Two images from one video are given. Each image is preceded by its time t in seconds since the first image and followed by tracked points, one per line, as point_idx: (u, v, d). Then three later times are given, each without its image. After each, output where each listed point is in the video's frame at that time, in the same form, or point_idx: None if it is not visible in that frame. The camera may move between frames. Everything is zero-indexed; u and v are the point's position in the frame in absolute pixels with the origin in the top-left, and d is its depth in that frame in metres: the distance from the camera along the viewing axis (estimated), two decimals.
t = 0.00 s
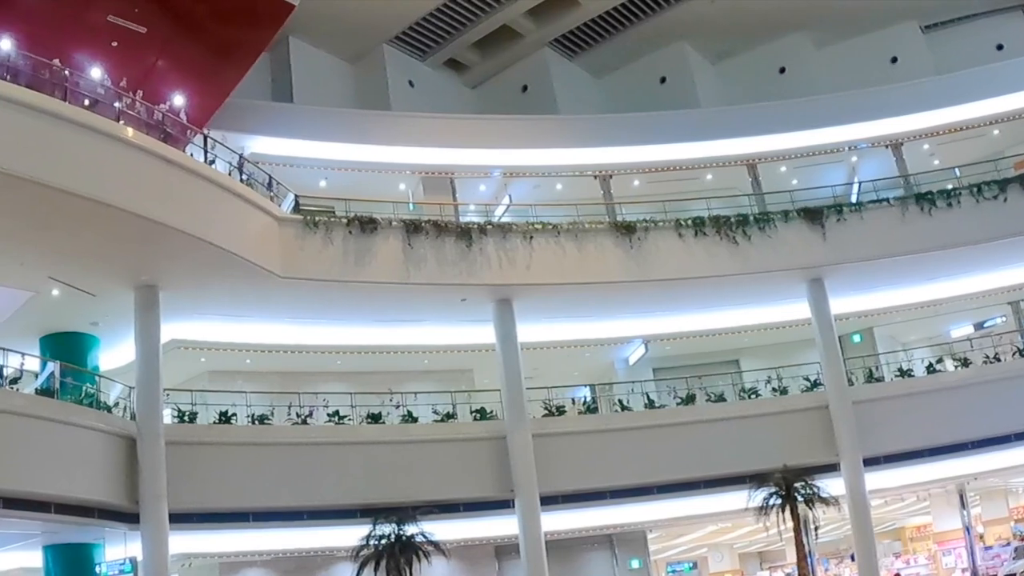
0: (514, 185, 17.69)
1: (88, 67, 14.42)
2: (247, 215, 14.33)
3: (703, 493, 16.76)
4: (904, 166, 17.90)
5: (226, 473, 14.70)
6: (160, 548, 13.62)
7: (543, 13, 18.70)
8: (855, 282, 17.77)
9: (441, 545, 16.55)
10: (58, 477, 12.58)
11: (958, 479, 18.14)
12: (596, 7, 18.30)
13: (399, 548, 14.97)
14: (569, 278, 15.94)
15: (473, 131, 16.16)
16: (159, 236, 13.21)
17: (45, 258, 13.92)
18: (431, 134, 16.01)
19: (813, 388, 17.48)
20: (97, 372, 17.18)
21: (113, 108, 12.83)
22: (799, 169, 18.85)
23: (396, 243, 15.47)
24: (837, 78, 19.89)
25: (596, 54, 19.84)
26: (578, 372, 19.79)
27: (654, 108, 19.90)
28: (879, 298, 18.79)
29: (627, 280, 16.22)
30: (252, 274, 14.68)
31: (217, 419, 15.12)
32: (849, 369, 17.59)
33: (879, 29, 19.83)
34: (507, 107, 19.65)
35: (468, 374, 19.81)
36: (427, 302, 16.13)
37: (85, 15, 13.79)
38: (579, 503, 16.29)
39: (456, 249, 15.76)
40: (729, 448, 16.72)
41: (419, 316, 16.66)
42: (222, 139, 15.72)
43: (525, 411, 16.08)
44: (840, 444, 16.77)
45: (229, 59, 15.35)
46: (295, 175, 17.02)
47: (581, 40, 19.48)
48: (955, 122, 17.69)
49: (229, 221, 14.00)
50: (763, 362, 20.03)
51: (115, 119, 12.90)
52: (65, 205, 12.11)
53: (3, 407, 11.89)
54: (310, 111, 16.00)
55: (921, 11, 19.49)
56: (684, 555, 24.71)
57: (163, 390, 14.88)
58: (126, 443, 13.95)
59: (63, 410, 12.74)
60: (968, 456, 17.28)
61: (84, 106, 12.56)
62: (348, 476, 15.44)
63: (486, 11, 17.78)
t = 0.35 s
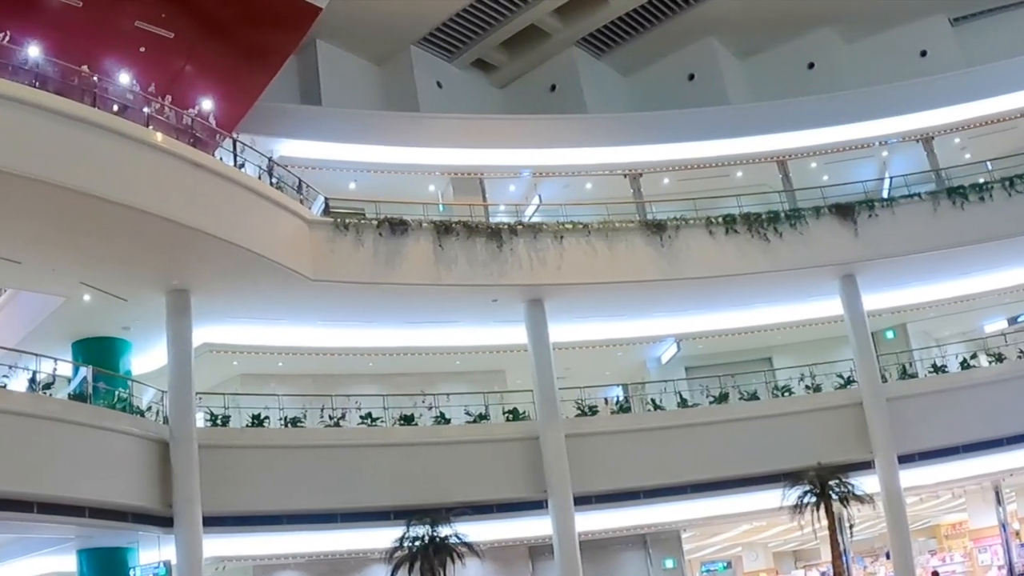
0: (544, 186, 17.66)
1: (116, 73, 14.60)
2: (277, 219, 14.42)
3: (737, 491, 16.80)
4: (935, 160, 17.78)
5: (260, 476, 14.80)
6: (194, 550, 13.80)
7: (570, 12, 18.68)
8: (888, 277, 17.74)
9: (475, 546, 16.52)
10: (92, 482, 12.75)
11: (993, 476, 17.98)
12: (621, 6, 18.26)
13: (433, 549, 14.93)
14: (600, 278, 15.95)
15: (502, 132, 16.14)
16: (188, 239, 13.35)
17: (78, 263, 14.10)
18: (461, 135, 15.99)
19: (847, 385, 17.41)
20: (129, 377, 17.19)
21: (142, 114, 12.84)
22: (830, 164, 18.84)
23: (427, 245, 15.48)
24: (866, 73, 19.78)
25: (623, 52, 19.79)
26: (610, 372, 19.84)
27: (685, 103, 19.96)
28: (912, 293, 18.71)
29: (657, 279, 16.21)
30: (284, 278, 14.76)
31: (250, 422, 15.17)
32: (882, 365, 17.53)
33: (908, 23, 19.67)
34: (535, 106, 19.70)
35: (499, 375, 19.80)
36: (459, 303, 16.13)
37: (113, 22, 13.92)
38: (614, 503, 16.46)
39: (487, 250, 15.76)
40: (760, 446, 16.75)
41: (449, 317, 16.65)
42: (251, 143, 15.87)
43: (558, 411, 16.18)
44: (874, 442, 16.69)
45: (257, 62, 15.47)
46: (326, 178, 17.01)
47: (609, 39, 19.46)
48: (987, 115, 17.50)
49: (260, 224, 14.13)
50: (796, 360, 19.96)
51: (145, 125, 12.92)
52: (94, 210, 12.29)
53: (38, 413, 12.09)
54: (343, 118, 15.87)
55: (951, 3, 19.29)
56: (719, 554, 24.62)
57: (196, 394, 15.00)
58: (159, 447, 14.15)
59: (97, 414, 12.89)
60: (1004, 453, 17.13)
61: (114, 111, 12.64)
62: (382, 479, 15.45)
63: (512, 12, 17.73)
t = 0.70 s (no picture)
0: (580, 183, 17.59)
1: (151, 77, 14.73)
2: (314, 220, 14.50)
3: (778, 489, 16.70)
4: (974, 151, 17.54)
5: (299, 477, 14.87)
6: (233, 551, 13.91)
7: (603, 8, 18.71)
8: (929, 271, 17.55)
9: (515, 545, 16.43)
10: (130, 484, 12.94)
11: None
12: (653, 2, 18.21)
13: (473, 549, 14.86)
14: (638, 275, 15.90)
15: (538, 130, 16.10)
16: (226, 241, 13.50)
17: (119, 269, 14.34)
18: (497, 133, 15.96)
19: (887, 380, 17.24)
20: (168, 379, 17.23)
21: (178, 116, 13.11)
22: (869, 158, 18.65)
23: (465, 244, 15.47)
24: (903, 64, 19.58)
25: (659, 47, 19.86)
26: (648, 369, 19.77)
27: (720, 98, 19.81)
28: (952, 286, 18.53)
29: (695, 276, 16.14)
30: (324, 280, 14.82)
31: (289, 424, 15.23)
32: (924, 360, 17.34)
33: (945, 12, 19.43)
34: (571, 103, 19.76)
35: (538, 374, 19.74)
36: (497, 303, 16.10)
37: (148, 27, 14.17)
38: (654, 501, 16.36)
39: (524, 248, 15.71)
40: (797, 443, 16.66)
41: (487, 317, 16.62)
42: (285, 144, 15.91)
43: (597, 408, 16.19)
44: (915, 438, 16.50)
45: (291, 63, 15.68)
46: (363, 178, 17.02)
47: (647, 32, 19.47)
48: None
49: (297, 226, 14.23)
50: (836, 356, 19.80)
51: (182, 127, 13.15)
52: (131, 213, 12.51)
53: (77, 415, 12.32)
54: (376, 114, 15.92)
55: None
56: (759, 552, 24.54)
57: (235, 396, 15.06)
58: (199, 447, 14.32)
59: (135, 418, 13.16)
60: None
61: (150, 116, 12.85)
62: (422, 479, 15.42)
63: (545, 10, 17.70)
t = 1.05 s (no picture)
0: (620, 177, 17.52)
1: (189, 78, 15.16)
2: (354, 219, 14.57)
3: (822, 484, 16.52)
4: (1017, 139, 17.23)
5: (342, 475, 14.92)
6: (276, 550, 14.00)
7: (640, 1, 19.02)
8: (972, 262, 17.32)
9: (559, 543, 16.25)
10: (172, 483, 13.09)
11: None
12: None
13: (516, 547, 14.74)
14: (679, 268, 15.83)
15: (577, 124, 16.08)
16: (268, 240, 13.61)
17: (160, 270, 14.46)
18: (536, 129, 15.94)
19: (932, 373, 17.07)
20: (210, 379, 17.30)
21: (215, 117, 13.28)
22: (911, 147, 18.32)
23: (505, 240, 15.44)
24: (943, 53, 19.35)
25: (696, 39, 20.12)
26: (691, 364, 19.71)
27: (755, 90, 20.02)
28: (996, 276, 18.29)
29: (736, 268, 16.04)
30: (365, 278, 14.86)
31: (331, 422, 15.24)
32: (968, 352, 17.15)
33: None
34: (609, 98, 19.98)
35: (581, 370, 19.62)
36: (538, 299, 16.08)
37: (182, 29, 14.57)
38: (697, 498, 16.22)
39: (565, 243, 15.66)
40: (839, 436, 16.51)
41: (528, 313, 16.58)
42: (325, 143, 15.35)
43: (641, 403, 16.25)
44: (961, 431, 16.31)
45: (327, 62, 15.97)
46: (400, 175, 16.76)
47: (682, 26, 19.75)
48: None
49: (338, 225, 14.31)
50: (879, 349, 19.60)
51: (219, 127, 13.32)
52: (171, 214, 12.69)
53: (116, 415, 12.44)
54: (420, 113, 15.82)
55: None
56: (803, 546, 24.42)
57: (277, 394, 15.12)
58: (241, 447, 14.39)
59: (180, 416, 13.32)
60: None
61: (188, 117, 13.07)
62: (465, 476, 15.39)
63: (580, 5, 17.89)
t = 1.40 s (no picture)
0: (659, 170, 17.46)
1: (225, 77, 15.41)
2: (393, 215, 14.58)
3: (865, 477, 16.39)
4: None
5: (383, 472, 14.91)
6: (318, 547, 14.02)
7: None
8: (1015, 251, 17.07)
9: (602, 538, 16.24)
10: (211, 481, 13.22)
11: None
12: None
13: (558, 542, 14.73)
14: (720, 262, 15.76)
15: (616, 117, 16.01)
16: (306, 238, 13.66)
17: (200, 270, 14.54)
18: (574, 122, 15.87)
19: (975, 364, 16.89)
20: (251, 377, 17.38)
21: (252, 115, 13.57)
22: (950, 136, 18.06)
23: (544, 236, 15.39)
24: (983, 39, 19.10)
25: (733, 30, 20.38)
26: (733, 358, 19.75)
27: (794, 81, 20.11)
28: None
29: (778, 261, 15.93)
30: (404, 275, 14.86)
31: (373, 419, 15.29)
32: (1013, 343, 16.85)
33: None
34: (646, 90, 20.21)
35: (621, 364, 19.55)
36: (579, 294, 16.04)
37: (217, 29, 14.69)
38: (738, 492, 16.18)
39: (604, 238, 15.63)
40: (881, 429, 16.34)
41: (568, 308, 16.55)
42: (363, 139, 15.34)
43: (682, 395, 16.10)
44: (1006, 423, 16.06)
45: (364, 61, 15.94)
46: (438, 172, 16.88)
47: (716, 18, 19.99)
48: None
49: (377, 222, 14.34)
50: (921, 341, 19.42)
51: (256, 126, 13.59)
52: (209, 212, 12.82)
53: (152, 415, 12.58)
54: (456, 109, 15.71)
55: None
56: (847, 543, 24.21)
57: (319, 391, 15.18)
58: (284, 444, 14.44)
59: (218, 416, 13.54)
60: None
61: (224, 116, 13.44)
62: (505, 472, 15.35)
63: None
